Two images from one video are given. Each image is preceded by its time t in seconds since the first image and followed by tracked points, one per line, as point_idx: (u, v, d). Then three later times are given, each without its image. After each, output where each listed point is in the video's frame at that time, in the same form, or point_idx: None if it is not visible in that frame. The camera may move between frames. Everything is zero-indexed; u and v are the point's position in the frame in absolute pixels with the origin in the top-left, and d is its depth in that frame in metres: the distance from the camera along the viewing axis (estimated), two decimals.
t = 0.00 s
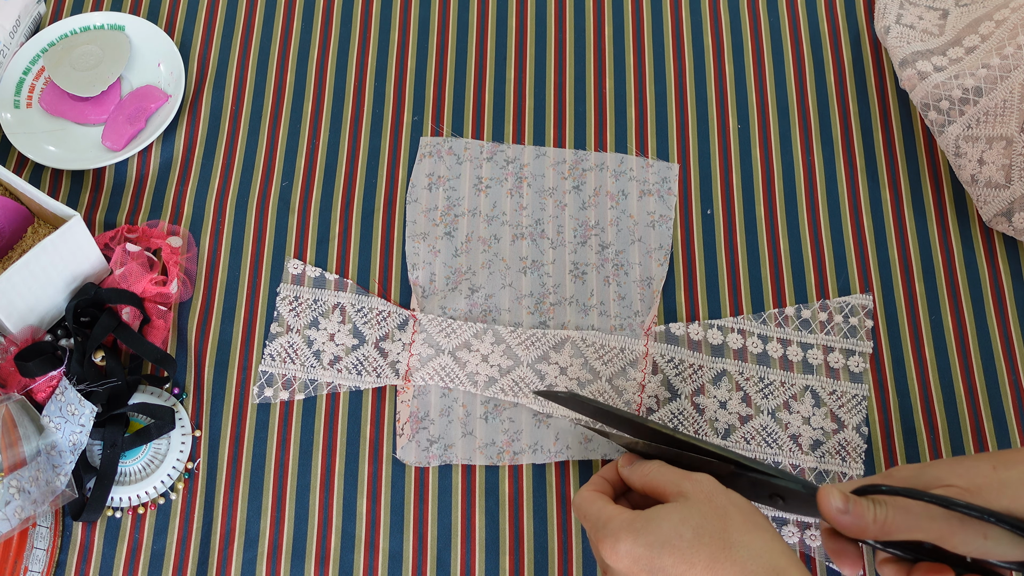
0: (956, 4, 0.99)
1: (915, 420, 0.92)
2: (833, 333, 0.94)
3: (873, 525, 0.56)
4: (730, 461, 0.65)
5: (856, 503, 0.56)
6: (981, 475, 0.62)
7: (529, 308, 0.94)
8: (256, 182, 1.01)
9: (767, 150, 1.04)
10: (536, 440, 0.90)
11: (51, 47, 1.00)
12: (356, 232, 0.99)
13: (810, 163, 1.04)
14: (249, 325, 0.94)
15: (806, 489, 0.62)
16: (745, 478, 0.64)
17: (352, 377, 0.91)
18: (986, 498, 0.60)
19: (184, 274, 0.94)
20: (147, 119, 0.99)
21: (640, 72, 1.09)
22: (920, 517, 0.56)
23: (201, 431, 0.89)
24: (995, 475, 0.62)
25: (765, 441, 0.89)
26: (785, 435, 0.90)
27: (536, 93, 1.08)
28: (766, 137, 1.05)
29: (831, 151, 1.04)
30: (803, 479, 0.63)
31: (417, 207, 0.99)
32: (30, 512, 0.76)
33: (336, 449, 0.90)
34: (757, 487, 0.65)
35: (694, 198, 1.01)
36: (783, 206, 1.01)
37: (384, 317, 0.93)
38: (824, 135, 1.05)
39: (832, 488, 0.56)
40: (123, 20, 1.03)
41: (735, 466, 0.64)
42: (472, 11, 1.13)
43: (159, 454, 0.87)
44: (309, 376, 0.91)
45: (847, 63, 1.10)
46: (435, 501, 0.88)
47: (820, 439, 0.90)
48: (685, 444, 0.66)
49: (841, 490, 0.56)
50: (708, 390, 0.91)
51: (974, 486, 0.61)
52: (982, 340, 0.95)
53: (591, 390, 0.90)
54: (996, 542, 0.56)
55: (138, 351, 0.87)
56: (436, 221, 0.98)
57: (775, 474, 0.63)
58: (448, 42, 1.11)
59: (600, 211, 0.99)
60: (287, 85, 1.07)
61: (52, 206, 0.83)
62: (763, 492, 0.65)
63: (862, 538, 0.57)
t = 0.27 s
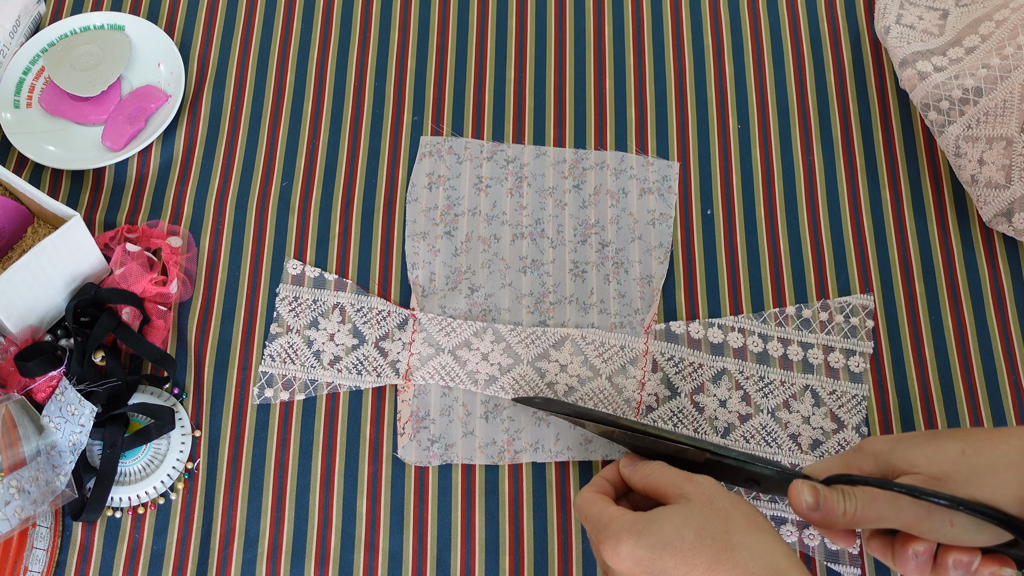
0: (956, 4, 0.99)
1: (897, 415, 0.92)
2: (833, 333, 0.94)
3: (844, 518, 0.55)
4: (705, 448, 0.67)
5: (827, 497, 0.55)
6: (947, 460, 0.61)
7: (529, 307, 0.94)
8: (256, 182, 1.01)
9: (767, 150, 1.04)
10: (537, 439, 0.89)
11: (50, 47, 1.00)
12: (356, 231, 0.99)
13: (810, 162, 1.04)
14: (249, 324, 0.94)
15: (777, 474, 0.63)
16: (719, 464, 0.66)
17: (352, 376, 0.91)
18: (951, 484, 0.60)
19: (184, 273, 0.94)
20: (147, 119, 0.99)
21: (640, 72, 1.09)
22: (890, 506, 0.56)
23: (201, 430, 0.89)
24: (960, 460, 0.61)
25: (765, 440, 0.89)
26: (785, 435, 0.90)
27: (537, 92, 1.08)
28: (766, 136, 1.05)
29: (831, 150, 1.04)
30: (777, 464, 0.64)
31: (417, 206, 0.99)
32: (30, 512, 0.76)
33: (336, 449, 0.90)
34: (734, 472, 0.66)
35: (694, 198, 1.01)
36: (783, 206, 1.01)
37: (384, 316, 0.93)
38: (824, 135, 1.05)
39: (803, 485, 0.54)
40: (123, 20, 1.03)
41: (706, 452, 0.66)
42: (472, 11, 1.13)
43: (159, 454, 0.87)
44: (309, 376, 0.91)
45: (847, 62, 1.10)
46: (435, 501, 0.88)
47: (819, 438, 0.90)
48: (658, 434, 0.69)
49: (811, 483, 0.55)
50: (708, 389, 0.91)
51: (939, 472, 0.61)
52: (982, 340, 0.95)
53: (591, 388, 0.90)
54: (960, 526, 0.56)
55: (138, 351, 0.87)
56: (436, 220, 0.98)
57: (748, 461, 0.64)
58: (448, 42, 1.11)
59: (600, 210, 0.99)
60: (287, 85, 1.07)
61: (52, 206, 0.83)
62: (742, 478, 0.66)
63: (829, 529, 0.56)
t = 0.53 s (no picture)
0: (956, 4, 0.99)
1: (889, 402, 0.91)
2: (833, 332, 0.94)
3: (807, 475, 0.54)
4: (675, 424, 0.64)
5: (792, 458, 0.53)
6: (911, 420, 0.60)
7: (528, 306, 0.94)
8: (256, 182, 1.01)
9: (767, 150, 1.04)
10: (538, 434, 0.90)
11: (51, 46, 1.00)
12: (356, 231, 0.99)
13: (810, 162, 1.04)
14: (249, 324, 0.94)
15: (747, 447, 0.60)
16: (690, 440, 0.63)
17: (352, 376, 0.91)
18: (916, 442, 0.58)
19: (184, 273, 0.94)
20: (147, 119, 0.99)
21: (640, 72, 1.09)
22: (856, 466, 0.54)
23: (201, 430, 0.90)
24: (925, 419, 0.60)
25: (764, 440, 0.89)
26: (784, 434, 0.89)
27: (537, 92, 1.08)
28: (765, 136, 1.05)
29: (831, 150, 1.04)
30: (745, 437, 0.61)
31: (417, 205, 0.99)
32: (31, 512, 0.76)
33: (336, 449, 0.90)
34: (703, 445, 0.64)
35: (694, 197, 1.01)
36: (783, 205, 1.01)
37: (384, 315, 0.93)
38: (824, 135, 1.05)
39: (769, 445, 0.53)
40: (123, 20, 1.03)
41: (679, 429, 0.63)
42: (472, 11, 1.13)
43: (159, 454, 0.87)
44: (309, 376, 0.91)
45: (847, 62, 1.10)
46: (435, 501, 0.88)
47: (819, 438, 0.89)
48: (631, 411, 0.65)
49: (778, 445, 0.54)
50: (708, 387, 0.91)
51: (903, 431, 0.60)
52: (982, 341, 0.95)
53: (591, 387, 0.90)
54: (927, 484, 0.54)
55: (138, 351, 0.87)
56: (436, 219, 0.98)
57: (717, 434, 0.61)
58: (448, 43, 1.11)
59: (600, 208, 0.99)
60: (287, 85, 1.07)
61: (52, 206, 0.83)
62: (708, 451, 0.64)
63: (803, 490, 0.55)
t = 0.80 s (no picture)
0: (956, 5, 0.99)
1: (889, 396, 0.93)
2: (833, 331, 0.94)
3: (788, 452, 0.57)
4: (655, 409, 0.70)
5: (772, 440, 0.57)
6: (884, 388, 0.64)
7: (529, 304, 0.94)
8: (256, 182, 1.01)
9: (767, 150, 1.04)
10: (538, 435, 0.90)
11: (50, 46, 1.00)
12: (356, 231, 0.99)
13: (810, 162, 1.04)
14: (249, 323, 0.94)
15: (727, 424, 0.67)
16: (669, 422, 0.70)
17: (352, 375, 0.91)
18: (891, 411, 0.62)
19: (184, 273, 0.94)
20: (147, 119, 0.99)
21: (640, 72, 1.09)
22: (834, 439, 0.57)
23: (201, 430, 0.90)
24: (898, 387, 0.64)
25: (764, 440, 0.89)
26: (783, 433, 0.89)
27: (537, 91, 1.08)
28: (766, 135, 1.05)
29: (831, 149, 1.05)
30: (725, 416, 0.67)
31: (417, 204, 0.99)
32: (31, 512, 0.76)
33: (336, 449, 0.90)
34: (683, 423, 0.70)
35: (694, 197, 1.01)
36: (783, 205, 1.01)
37: (383, 315, 0.93)
38: (824, 135, 1.05)
39: (748, 430, 0.56)
40: (123, 20, 1.03)
41: (658, 412, 0.69)
42: (472, 10, 1.13)
43: (159, 454, 0.87)
44: (309, 375, 0.91)
45: (847, 61, 1.10)
46: (435, 500, 0.88)
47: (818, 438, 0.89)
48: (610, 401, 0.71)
49: (756, 428, 0.57)
50: (707, 385, 0.91)
51: (877, 400, 0.64)
52: (982, 341, 0.95)
53: (590, 383, 0.90)
54: (901, 452, 0.58)
55: (138, 351, 0.87)
56: (436, 218, 0.98)
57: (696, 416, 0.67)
58: (448, 44, 1.11)
59: (600, 206, 0.99)
60: (287, 86, 1.07)
61: (52, 206, 0.83)
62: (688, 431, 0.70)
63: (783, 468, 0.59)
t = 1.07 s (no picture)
0: (956, 5, 0.99)
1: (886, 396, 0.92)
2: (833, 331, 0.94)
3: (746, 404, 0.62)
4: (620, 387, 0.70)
5: (730, 395, 0.61)
6: (836, 342, 0.68)
7: (528, 303, 0.94)
8: (256, 182, 1.01)
9: (767, 150, 1.04)
10: (538, 431, 0.90)
11: (51, 46, 1.00)
12: (356, 231, 0.99)
13: (810, 162, 1.04)
14: (249, 323, 0.94)
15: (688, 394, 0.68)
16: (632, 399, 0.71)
17: (352, 374, 0.91)
18: (845, 361, 0.66)
19: (184, 273, 0.94)
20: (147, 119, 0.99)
21: (640, 71, 1.09)
22: (790, 391, 0.62)
23: (201, 430, 0.90)
24: (851, 339, 0.67)
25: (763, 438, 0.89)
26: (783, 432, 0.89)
27: (537, 91, 1.08)
28: (766, 135, 1.05)
29: (831, 149, 1.04)
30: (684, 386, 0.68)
31: (417, 203, 0.99)
32: (31, 512, 0.76)
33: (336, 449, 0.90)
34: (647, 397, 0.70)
35: (694, 197, 1.01)
36: (783, 205, 1.01)
37: (383, 314, 0.93)
38: (824, 134, 1.05)
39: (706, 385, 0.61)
40: (123, 20, 1.03)
41: (621, 390, 0.70)
42: (472, 11, 1.13)
43: (159, 454, 0.87)
44: (309, 375, 0.91)
45: (847, 61, 1.10)
46: (434, 500, 0.88)
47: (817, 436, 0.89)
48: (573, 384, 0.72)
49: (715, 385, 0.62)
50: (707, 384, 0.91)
51: (833, 353, 0.67)
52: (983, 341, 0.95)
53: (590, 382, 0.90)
54: (858, 397, 0.62)
55: (137, 351, 0.87)
56: (436, 217, 0.98)
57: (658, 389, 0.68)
58: (448, 44, 1.11)
59: (600, 206, 0.99)
60: (287, 86, 1.07)
61: (52, 207, 0.83)
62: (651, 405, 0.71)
63: (745, 423, 0.63)
